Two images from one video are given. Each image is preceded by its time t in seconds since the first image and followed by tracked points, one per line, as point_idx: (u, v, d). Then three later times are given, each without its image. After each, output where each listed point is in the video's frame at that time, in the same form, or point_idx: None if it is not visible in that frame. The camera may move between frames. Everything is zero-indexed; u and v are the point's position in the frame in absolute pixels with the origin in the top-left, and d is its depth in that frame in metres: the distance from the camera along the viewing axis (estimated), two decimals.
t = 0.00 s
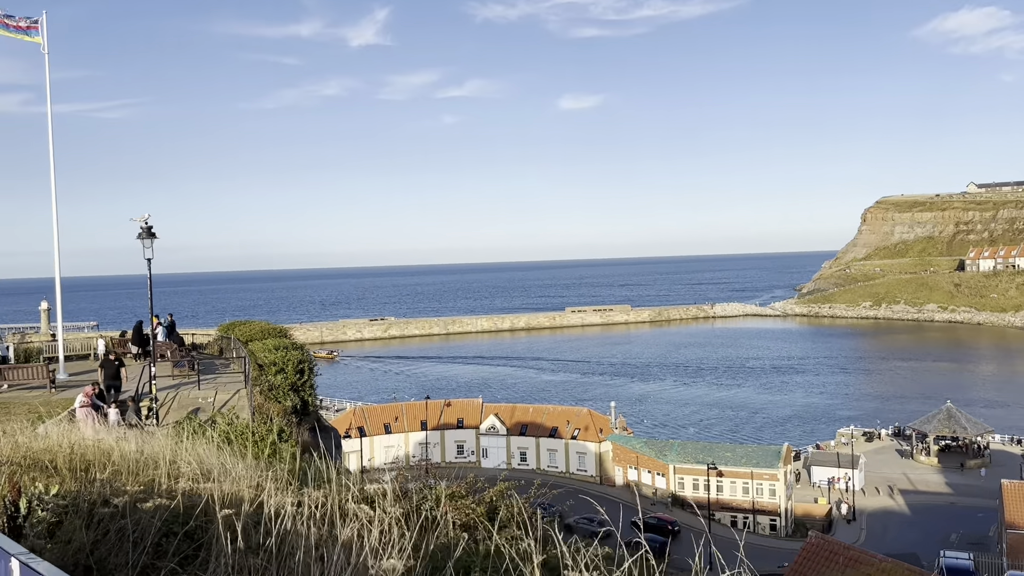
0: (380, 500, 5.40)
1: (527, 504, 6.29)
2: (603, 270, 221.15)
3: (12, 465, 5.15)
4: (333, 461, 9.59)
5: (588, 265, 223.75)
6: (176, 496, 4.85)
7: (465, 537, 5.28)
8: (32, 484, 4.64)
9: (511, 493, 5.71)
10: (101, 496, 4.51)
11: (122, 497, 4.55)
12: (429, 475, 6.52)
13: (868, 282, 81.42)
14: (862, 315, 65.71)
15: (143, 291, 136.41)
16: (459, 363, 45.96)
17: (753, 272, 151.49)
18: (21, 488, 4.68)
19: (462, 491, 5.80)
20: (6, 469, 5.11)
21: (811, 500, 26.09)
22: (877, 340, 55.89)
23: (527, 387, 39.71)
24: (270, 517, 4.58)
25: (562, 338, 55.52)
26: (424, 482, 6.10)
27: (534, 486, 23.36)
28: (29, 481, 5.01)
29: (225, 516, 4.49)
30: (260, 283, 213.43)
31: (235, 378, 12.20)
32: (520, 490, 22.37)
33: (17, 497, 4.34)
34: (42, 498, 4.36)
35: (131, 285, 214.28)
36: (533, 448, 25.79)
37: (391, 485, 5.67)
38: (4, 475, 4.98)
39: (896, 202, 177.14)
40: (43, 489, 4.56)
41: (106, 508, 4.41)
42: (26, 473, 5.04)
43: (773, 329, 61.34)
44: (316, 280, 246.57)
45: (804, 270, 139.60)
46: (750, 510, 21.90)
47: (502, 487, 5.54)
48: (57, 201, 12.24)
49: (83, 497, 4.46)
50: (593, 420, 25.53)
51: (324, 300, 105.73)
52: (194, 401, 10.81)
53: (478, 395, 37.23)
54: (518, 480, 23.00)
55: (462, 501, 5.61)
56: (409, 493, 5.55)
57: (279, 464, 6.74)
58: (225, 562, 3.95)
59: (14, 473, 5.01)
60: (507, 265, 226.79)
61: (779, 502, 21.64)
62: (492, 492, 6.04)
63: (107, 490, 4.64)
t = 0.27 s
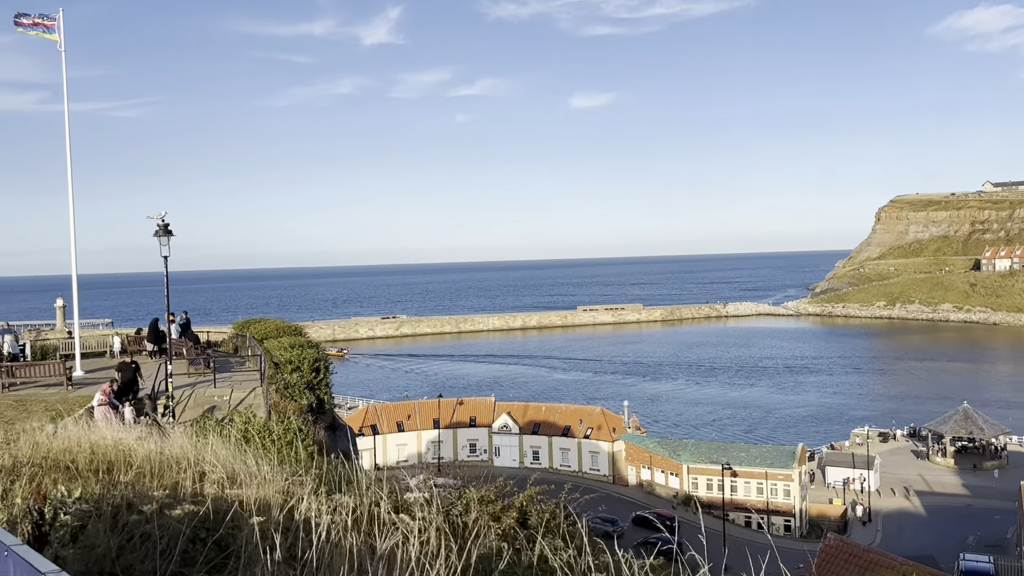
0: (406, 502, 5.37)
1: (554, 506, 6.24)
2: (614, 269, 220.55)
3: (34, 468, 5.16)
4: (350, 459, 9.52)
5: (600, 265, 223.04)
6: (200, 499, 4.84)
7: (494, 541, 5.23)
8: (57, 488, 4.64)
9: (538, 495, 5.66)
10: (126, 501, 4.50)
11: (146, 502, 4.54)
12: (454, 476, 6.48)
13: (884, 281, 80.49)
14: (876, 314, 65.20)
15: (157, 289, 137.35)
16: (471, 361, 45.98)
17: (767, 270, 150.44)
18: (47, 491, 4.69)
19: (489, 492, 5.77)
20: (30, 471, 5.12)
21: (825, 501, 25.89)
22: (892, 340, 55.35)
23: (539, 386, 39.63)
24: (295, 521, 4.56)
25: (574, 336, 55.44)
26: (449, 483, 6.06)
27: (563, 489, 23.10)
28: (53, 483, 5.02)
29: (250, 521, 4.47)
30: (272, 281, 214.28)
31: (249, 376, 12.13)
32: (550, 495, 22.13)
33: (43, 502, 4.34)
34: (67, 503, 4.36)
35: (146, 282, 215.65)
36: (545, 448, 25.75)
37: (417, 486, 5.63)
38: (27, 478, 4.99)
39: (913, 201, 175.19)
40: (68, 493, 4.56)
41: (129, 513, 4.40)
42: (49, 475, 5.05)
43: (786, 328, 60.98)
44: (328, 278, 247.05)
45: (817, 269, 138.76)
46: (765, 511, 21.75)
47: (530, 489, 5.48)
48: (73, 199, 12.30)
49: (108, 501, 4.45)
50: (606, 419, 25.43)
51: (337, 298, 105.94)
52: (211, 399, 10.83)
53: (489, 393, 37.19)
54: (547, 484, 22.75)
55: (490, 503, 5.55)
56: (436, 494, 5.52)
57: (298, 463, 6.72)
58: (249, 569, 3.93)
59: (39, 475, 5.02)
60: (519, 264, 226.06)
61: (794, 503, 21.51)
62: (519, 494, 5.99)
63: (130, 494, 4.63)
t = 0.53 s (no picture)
0: (435, 504, 5.27)
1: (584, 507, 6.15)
2: (624, 268, 219.92)
3: (55, 467, 5.12)
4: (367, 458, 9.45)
5: (610, 264, 222.35)
6: (226, 500, 4.78)
7: (527, 543, 5.14)
8: (81, 488, 4.59)
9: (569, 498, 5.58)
10: (152, 503, 4.44)
11: (171, 503, 4.48)
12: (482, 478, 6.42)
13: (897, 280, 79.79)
14: (890, 312, 64.68)
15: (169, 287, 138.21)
16: (482, 360, 45.95)
17: (778, 267, 149.49)
18: (70, 492, 4.64)
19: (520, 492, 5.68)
20: (51, 471, 5.09)
21: (840, 501, 25.65)
22: (906, 338, 54.87)
23: (550, 385, 39.49)
24: (322, 522, 4.48)
25: (585, 335, 55.31)
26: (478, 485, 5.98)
27: (596, 490, 22.79)
28: (76, 483, 4.97)
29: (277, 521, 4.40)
30: (284, 279, 215.09)
31: (263, 374, 12.08)
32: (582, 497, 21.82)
33: (66, 503, 4.29)
34: (92, 504, 4.31)
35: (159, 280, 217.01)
36: (558, 446, 25.71)
37: (445, 488, 5.56)
38: (49, 477, 4.95)
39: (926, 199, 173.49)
40: (93, 494, 4.51)
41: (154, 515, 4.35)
42: (72, 475, 5.01)
43: (798, 326, 60.60)
44: (338, 277, 247.58)
45: (829, 267, 137.92)
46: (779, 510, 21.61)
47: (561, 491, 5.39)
48: (87, 196, 12.28)
49: (133, 503, 4.40)
50: (619, 418, 25.33)
51: (348, 297, 106.15)
52: (225, 397, 10.78)
53: (500, 392, 37.15)
54: (579, 486, 22.43)
55: (520, 504, 5.48)
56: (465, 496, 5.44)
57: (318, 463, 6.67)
58: (280, 571, 3.84)
59: (60, 474, 4.98)
60: (529, 263, 225.64)
61: (808, 502, 21.36)
62: (550, 496, 5.88)
63: (154, 494, 4.58)
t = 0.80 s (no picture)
0: (470, 504, 5.14)
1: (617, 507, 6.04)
2: (633, 266, 219.29)
3: (80, 465, 5.09)
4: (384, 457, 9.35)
5: (619, 263, 221.69)
6: (254, 500, 4.71)
7: (563, 544, 5.02)
8: (107, 488, 4.54)
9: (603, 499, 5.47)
10: (183, 505, 4.33)
11: (201, 501, 4.41)
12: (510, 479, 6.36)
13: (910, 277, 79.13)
14: (901, 310, 64.19)
15: (181, 287, 138.89)
16: (492, 359, 45.92)
17: (789, 266, 148.53)
18: (97, 493, 4.59)
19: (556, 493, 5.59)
20: (75, 471, 5.03)
21: (854, 499, 25.46)
22: (918, 336, 54.42)
23: (560, 383, 39.39)
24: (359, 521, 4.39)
25: (595, 334, 55.18)
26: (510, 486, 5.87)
27: (626, 492, 22.46)
28: (101, 483, 4.94)
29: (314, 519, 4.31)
30: (294, 279, 215.55)
31: (278, 373, 12.03)
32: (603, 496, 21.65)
33: (97, 499, 4.24)
34: (121, 501, 4.25)
35: (171, 280, 218.05)
36: (570, 445, 25.67)
37: (477, 488, 5.44)
38: (72, 477, 4.90)
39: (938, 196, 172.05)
40: (118, 494, 4.46)
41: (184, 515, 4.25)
42: (97, 473, 4.96)
43: (810, 324, 60.26)
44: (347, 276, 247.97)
45: (841, 265, 137.14)
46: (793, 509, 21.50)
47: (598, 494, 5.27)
48: (102, 193, 12.31)
49: (163, 504, 4.29)
50: (631, 416, 25.23)
51: (357, 296, 106.29)
52: (240, 395, 10.66)
53: (510, 390, 37.11)
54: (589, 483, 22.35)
55: (555, 503, 5.35)
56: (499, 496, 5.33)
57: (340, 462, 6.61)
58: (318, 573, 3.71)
59: (87, 474, 4.94)
60: (538, 261, 225.29)
61: (823, 501, 21.21)
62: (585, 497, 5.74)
63: (183, 495, 4.51)
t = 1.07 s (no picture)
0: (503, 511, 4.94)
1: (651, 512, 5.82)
2: (641, 264, 218.74)
3: (102, 468, 4.97)
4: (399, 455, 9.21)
5: (627, 260, 221.10)
6: (281, 502, 4.56)
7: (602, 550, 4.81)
8: (131, 491, 4.42)
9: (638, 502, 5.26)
10: (209, 508, 4.12)
11: (229, 502, 4.28)
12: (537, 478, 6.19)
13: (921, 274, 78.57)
14: (912, 307, 63.75)
15: (190, 285, 139.33)
16: (501, 356, 45.85)
17: (798, 263, 147.83)
18: (120, 497, 4.47)
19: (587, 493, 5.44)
20: (97, 472, 4.92)
21: (867, 497, 25.32)
22: (930, 334, 54.04)
23: (570, 381, 39.29)
24: (391, 523, 4.25)
25: (604, 331, 55.02)
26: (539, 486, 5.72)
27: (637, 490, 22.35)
28: (123, 486, 4.81)
29: (344, 521, 4.18)
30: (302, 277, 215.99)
31: (292, 372, 11.97)
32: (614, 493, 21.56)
33: (121, 502, 4.11)
34: (145, 503, 4.11)
35: (181, 278, 218.87)
36: (581, 443, 25.63)
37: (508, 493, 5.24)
38: (94, 480, 4.78)
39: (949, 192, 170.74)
40: (143, 497, 4.34)
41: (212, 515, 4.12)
42: (119, 476, 4.85)
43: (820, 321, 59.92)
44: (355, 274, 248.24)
45: (850, 262, 136.30)
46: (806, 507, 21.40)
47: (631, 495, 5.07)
48: (114, 192, 12.32)
49: (189, 508, 4.08)
50: (642, 414, 25.14)
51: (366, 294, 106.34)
52: (254, 394, 10.58)
53: (520, 389, 37.02)
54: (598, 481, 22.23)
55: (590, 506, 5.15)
56: (529, 498, 5.19)
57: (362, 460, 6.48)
58: None
59: (109, 477, 4.83)
60: (545, 259, 224.96)
61: (835, 499, 21.09)
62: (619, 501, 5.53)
63: (209, 496, 4.38)
